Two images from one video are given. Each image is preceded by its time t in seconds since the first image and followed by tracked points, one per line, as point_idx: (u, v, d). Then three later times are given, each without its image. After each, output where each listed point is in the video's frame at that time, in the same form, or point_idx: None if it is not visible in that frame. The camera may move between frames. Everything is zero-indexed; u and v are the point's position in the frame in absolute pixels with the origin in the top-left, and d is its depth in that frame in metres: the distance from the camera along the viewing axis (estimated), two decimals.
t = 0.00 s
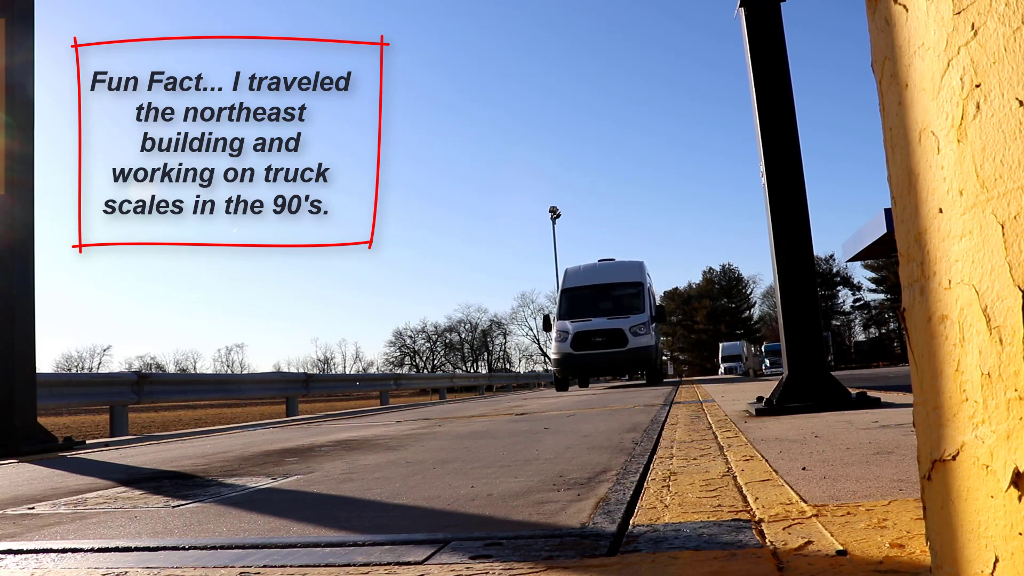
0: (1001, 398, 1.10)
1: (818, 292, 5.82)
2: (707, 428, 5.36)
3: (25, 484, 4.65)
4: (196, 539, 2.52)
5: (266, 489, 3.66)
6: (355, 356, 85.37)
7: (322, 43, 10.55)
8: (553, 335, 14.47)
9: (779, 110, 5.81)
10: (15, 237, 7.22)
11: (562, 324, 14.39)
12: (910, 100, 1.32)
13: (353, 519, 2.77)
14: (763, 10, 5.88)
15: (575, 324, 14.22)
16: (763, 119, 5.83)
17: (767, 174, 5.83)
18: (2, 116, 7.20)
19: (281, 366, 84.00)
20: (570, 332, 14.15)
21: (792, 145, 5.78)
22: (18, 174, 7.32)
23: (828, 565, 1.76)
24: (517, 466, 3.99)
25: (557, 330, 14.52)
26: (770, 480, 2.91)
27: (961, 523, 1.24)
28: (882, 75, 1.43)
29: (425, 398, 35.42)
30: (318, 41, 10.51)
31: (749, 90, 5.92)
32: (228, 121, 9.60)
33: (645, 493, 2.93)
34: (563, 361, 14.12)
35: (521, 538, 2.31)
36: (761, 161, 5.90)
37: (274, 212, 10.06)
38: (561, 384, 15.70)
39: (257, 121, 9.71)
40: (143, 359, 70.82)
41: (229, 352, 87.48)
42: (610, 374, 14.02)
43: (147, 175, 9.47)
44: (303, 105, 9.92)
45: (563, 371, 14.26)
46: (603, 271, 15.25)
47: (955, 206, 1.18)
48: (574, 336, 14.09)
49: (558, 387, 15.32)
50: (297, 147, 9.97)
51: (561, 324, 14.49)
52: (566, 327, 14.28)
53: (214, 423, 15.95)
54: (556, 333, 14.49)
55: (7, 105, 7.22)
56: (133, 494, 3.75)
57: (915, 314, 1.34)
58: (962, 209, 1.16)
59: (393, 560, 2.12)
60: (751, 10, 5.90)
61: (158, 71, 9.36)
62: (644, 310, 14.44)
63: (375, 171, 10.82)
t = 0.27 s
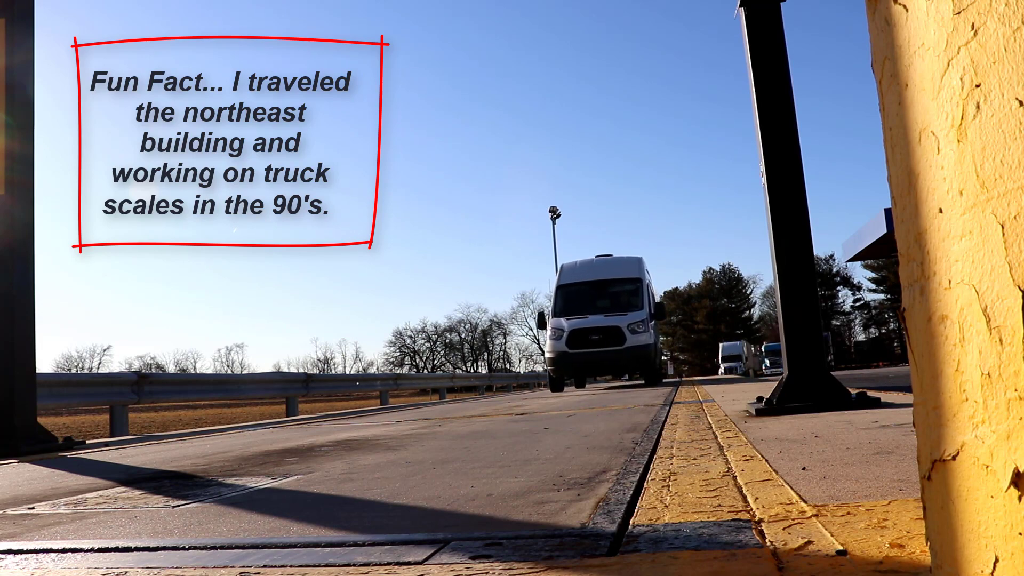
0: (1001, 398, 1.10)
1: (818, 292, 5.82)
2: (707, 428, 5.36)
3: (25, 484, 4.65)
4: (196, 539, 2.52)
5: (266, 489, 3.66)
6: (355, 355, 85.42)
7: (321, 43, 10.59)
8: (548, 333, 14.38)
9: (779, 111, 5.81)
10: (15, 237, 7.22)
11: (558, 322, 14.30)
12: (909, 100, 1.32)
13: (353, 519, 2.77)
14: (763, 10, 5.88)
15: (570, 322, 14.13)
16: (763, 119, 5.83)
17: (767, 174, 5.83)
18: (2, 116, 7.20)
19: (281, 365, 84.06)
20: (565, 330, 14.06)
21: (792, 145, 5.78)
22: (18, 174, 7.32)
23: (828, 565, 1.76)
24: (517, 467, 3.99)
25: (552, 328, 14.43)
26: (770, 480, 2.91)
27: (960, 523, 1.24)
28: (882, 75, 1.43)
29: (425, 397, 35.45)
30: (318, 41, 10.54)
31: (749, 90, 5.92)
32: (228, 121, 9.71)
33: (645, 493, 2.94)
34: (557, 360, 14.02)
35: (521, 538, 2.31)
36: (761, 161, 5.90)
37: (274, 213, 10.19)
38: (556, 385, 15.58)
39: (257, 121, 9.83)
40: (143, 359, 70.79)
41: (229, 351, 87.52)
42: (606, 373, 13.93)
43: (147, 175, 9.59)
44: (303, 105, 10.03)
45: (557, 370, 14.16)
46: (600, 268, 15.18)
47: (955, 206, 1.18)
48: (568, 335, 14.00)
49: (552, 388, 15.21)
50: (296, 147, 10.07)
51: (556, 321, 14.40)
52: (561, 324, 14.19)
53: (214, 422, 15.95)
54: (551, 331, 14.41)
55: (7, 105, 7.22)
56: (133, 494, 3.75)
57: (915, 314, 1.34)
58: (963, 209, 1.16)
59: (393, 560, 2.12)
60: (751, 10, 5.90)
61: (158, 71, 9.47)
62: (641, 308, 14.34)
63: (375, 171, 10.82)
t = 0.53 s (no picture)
0: (1002, 398, 1.10)
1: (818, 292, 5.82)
2: (707, 428, 5.36)
3: (24, 484, 4.65)
4: (196, 539, 2.52)
5: (266, 489, 3.66)
6: (354, 355, 85.48)
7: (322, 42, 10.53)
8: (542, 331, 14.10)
9: (778, 111, 5.81)
10: (15, 237, 7.22)
11: (553, 320, 14.03)
12: (910, 100, 1.32)
13: (353, 519, 2.77)
14: (763, 10, 5.88)
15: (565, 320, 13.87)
16: (763, 119, 5.83)
17: (767, 174, 5.83)
18: (2, 116, 7.20)
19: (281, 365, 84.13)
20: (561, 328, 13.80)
21: (792, 145, 5.78)
22: (18, 174, 7.32)
23: (828, 565, 1.76)
24: (517, 466, 3.99)
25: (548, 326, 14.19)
26: (770, 480, 2.91)
27: (960, 523, 1.24)
28: (882, 75, 1.43)
29: (425, 397, 35.46)
30: (318, 41, 10.53)
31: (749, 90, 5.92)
32: (228, 121, 9.56)
33: (645, 493, 2.93)
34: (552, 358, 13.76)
35: (520, 538, 2.31)
36: (761, 161, 5.90)
37: (274, 212, 10.02)
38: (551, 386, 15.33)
39: (257, 120, 9.68)
40: (143, 359, 70.77)
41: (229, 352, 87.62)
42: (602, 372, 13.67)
43: (147, 175, 9.43)
44: (303, 105, 9.88)
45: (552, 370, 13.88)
46: (598, 264, 14.92)
47: (955, 206, 1.18)
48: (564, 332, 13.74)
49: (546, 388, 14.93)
50: (297, 147, 9.97)
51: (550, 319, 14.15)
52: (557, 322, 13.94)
53: (214, 423, 15.94)
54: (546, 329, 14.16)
55: (7, 105, 7.22)
56: (133, 494, 3.75)
57: (915, 314, 1.34)
58: (962, 209, 1.16)
59: (393, 560, 2.12)
60: (751, 10, 5.90)
61: (158, 71, 9.32)
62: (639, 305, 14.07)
63: (375, 171, 10.82)
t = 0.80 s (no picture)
0: (1001, 398, 1.10)
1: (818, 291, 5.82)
2: (707, 428, 5.36)
3: (24, 484, 4.65)
4: (195, 539, 2.52)
5: (266, 489, 3.66)
6: (354, 355, 85.52)
7: (322, 42, 10.50)
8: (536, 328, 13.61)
9: (778, 111, 5.81)
10: (15, 237, 7.22)
11: (547, 317, 13.53)
12: (909, 100, 1.32)
13: (353, 519, 2.77)
14: (763, 10, 5.88)
15: (560, 317, 13.38)
16: (763, 119, 5.83)
17: (767, 174, 5.83)
18: (2, 116, 7.20)
19: (281, 365, 84.16)
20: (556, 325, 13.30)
21: (792, 145, 5.78)
22: (18, 174, 7.31)
23: (828, 565, 1.76)
24: (517, 466, 3.99)
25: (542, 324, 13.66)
26: (770, 480, 2.91)
27: (960, 523, 1.24)
28: (882, 75, 1.43)
29: (425, 397, 35.46)
30: (318, 41, 10.53)
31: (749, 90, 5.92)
32: (228, 121, 9.54)
33: (645, 493, 2.93)
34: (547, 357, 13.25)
35: (520, 538, 2.31)
36: (761, 161, 5.90)
37: (275, 213, 10.00)
38: (546, 386, 14.89)
39: (257, 121, 9.66)
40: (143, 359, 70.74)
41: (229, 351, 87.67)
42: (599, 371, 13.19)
43: (147, 175, 9.42)
44: (303, 105, 9.86)
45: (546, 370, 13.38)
46: (595, 259, 14.54)
47: (956, 205, 1.18)
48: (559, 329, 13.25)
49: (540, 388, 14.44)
50: (297, 147, 9.96)
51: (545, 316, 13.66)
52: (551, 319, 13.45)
53: (214, 423, 15.94)
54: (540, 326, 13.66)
55: (7, 105, 7.22)
56: (133, 494, 3.75)
57: (915, 314, 1.34)
58: (962, 209, 1.16)
59: (393, 560, 2.12)
60: (751, 10, 5.90)
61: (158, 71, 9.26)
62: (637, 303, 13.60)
63: (375, 171, 10.82)
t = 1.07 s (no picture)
0: (1002, 398, 1.10)
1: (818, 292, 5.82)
2: (707, 428, 5.36)
3: (25, 484, 4.65)
4: (195, 539, 2.52)
5: (266, 489, 3.66)
6: (354, 355, 85.54)
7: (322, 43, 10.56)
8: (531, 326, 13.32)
9: (778, 111, 5.81)
10: (15, 237, 7.22)
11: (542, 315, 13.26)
12: (909, 100, 1.32)
13: (353, 519, 2.77)
14: (763, 10, 5.88)
15: (555, 315, 13.11)
16: (763, 119, 5.83)
17: (767, 175, 5.83)
18: (2, 116, 7.20)
19: (281, 365, 84.20)
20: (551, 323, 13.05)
21: (792, 145, 5.78)
22: (18, 174, 7.31)
23: (828, 565, 1.76)
24: (517, 466, 3.99)
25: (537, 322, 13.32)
26: (770, 480, 2.91)
27: (960, 523, 1.24)
28: (882, 75, 1.43)
29: (425, 396, 35.49)
30: (318, 42, 10.54)
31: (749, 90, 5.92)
32: (228, 121, 9.58)
33: (645, 493, 2.93)
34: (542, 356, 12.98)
35: (520, 538, 2.31)
36: (761, 162, 5.90)
37: (275, 213, 10.03)
38: (540, 387, 14.34)
39: (257, 121, 9.70)
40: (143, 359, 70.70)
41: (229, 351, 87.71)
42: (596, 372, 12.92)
43: (147, 175, 9.45)
44: (303, 105, 9.90)
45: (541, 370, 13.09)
46: (591, 256, 14.22)
47: (956, 205, 1.18)
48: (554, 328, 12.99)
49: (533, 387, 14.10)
50: (297, 147, 9.96)
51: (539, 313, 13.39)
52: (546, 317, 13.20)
53: (214, 423, 15.94)
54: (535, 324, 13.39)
55: (7, 105, 7.22)
56: (133, 494, 3.75)
57: (915, 314, 1.34)
58: (962, 209, 1.16)
59: (393, 560, 2.12)
60: (751, 10, 5.90)
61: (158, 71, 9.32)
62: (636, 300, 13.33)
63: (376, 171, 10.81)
